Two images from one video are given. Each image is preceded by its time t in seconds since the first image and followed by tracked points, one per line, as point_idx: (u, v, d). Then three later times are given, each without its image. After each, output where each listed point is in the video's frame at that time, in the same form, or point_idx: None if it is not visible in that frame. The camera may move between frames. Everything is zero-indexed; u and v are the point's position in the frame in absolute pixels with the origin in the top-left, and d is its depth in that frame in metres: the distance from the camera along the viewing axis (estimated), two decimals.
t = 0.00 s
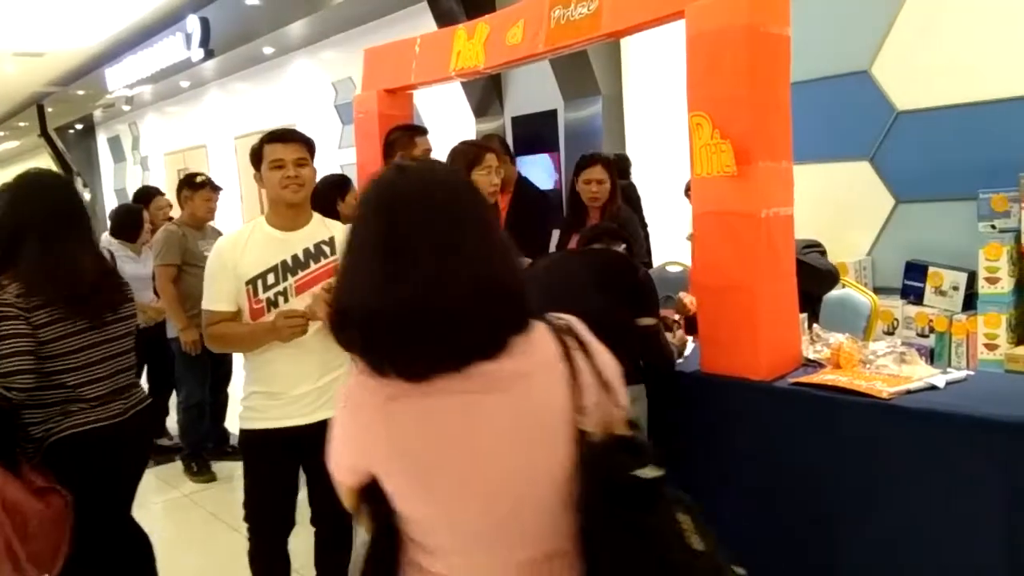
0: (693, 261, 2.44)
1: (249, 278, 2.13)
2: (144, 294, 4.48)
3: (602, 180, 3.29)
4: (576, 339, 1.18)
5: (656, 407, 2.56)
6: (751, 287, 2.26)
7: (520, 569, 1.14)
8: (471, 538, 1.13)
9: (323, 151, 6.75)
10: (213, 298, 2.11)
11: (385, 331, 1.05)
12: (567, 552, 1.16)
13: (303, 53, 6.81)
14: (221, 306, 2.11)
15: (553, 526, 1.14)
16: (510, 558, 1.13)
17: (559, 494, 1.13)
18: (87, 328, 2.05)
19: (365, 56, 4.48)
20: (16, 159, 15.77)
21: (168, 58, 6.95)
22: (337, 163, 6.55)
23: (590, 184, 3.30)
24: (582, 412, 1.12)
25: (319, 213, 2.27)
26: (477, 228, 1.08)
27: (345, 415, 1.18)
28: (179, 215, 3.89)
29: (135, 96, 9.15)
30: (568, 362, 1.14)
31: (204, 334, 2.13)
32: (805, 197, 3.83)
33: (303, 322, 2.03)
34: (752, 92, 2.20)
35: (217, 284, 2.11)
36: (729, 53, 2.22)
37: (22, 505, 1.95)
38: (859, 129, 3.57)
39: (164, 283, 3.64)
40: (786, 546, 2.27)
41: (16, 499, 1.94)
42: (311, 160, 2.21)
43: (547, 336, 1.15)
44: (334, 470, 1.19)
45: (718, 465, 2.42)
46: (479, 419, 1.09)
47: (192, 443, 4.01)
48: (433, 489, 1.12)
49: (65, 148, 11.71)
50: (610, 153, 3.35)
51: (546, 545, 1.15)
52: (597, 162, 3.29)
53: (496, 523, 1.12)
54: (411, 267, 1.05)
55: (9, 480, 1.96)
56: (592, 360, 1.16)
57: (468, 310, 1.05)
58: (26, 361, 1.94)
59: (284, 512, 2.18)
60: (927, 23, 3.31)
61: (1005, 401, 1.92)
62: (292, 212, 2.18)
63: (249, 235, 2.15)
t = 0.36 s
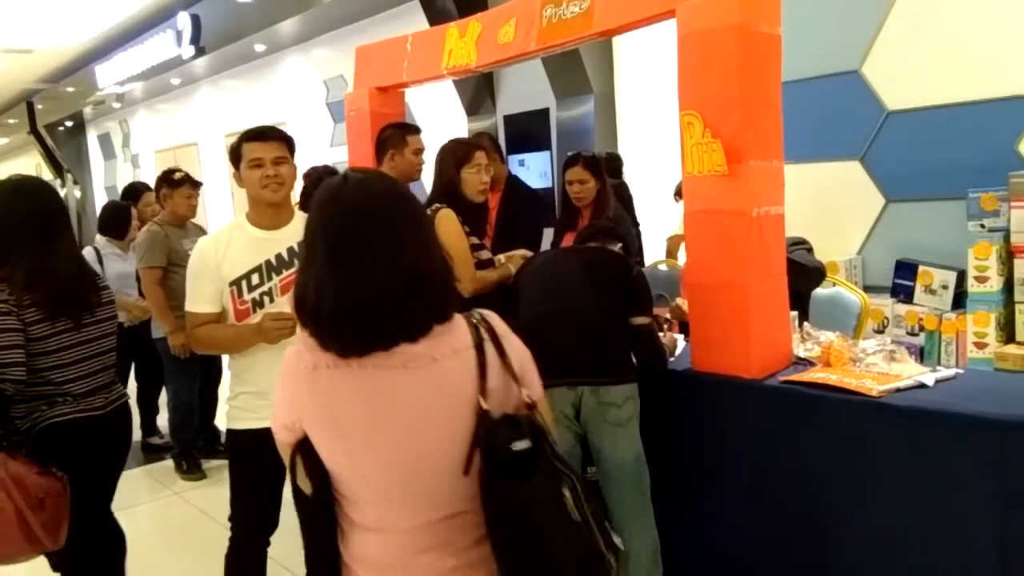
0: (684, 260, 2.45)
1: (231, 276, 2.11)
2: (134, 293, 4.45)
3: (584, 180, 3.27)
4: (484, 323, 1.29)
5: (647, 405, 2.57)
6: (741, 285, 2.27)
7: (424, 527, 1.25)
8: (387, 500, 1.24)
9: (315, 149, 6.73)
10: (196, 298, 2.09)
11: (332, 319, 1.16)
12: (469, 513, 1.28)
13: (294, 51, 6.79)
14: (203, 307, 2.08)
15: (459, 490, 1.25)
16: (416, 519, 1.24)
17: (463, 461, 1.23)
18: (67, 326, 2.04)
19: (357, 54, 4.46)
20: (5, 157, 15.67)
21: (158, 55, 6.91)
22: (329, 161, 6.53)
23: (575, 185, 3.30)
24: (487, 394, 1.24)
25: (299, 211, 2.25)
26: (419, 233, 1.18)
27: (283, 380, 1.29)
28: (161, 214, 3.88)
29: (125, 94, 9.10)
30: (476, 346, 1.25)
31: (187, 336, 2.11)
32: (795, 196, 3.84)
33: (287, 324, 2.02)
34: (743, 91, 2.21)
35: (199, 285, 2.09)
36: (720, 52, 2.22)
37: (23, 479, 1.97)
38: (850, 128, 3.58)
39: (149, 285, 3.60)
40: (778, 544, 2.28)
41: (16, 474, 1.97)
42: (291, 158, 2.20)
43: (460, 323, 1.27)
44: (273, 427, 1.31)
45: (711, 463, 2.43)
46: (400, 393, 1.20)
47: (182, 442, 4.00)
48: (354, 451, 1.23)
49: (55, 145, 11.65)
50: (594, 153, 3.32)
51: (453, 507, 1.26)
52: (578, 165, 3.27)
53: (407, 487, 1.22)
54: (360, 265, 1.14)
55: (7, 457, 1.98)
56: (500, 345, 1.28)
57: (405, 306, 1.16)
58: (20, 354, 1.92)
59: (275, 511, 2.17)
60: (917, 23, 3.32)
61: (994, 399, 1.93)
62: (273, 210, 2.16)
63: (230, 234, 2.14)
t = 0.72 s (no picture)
0: (688, 258, 2.45)
1: (217, 275, 2.06)
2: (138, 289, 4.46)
3: (585, 180, 3.27)
4: (435, 305, 1.37)
5: (651, 403, 2.57)
6: (745, 283, 2.26)
7: (383, 489, 1.30)
8: (353, 465, 1.27)
9: (319, 146, 6.73)
10: (181, 299, 2.04)
11: (298, 310, 1.23)
12: (425, 475, 1.33)
13: (298, 48, 6.79)
14: (189, 307, 2.04)
15: (420, 451, 1.31)
16: (379, 481, 1.29)
17: (424, 425, 1.30)
18: (81, 305, 2.08)
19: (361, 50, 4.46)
20: (10, 153, 15.71)
21: (163, 52, 6.92)
22: (333, 158, 6.53)
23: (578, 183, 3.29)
24: (444, 363, 1.32)
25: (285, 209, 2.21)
26: (377, 228, 1.25)
27: (251, 360, 1.31)
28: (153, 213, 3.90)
29: (129, 90, 9.11)
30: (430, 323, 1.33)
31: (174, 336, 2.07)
32: (800, 193, 3.84)
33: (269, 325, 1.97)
34: (748, 89, 2.20)
35: (184, 285, 2.04)
36: (724, 50, 2.22)
37: (34, 448, 1.97)
38: (856, 126, 3.57)
39: (144, 285, 3.57)
40: (781, 542, 2.28)
41: (29, 443, 1.97)
42: (274, 154, 2.15)
43: (413, 305, 1.33)
44: (245, 408, 1.32)
45: (714, 460, 2.42)
46: (366, 365, 1.26)
47: (185, 438, 4.01)
48: (322, 421, 1.26)
49: (59, 142, 11.68)
50: (597, 151, 3.31)
51: (412, 471, 1.31)
52: (580, 163, 3.26)
53: (375, 450, 1.26)
54: (322, 260, 1.21)
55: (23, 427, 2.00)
56: (452, 322, 1.36)
57: (367, 294, 1.24)
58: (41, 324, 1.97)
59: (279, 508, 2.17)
60: (923, 20, 3.31)
61: (999, 397, 1.92)
62: (257, 209, 2.12)
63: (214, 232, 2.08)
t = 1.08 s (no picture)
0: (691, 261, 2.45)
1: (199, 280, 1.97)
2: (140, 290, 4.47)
3: (586, 185, 3.28)
4: (364, 303, 1.45)
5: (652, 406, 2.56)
6: (747, 287, 2.26)
7: (311, 467, 1.37)
8: (278, 445, 1.35)
9: (320, 147, 6.74)
10: (163, 306, 1.97)
11: (228, 300, 1.31)
12: (354, 457, 1.41)
13: (300, 49, 6.80)
14: (172, 314, 1.97)
15: (345, 436, 1.38)
16: (304, 461, 1.36)
17: (347, 411, 1.37)
18: (53, 306, 2.11)
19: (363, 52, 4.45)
20: (11, 153, 15.71)
21: (165, 53, 6.93)
22: (334, 160, 6.53)
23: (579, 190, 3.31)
24: (365, 356, 1.40)
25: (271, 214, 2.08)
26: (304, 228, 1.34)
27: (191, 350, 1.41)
28: (152, 214, 3.93)
29: (132, 91, 9.12)
30: (354, 318, 1.41)
31: (158, 343, 2.01)
32: (802, 197, 3.85)
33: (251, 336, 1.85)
34: (751, 91, 2.20)
35: (166, 292, 1.97)
36: (727, 52, 2.21)
37: None
38: (857, 129, 3.57)
39: (141, 287, 3.55)
40: (781, 546, 2.27)
41: None
42: (254, 157, 2.00)
43: (342, 306, 1.42)
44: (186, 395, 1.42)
45: (715, 462, 2.42)
46: (290, 354, 1.34)
47: (185, 439, 4.00)
48: (249, 404, 1.34)
49: (61, 143, 11.71)
50: (597, 156, 3.30)
51: (339, 453, 1.39)
52: (580, 168, 3.26)
53: (297, 432, 1.34)
54: (252, 255, 1.31)
55: None
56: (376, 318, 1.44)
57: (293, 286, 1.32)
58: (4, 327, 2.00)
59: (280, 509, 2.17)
60: (926, 23, 3.30)
61: (1000, 401, 1.92)
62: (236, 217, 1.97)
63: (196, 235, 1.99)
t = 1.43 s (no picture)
0: (689, 263, 2.45)
1: (190, 284, 1.97)
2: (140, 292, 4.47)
3: (586, 188, 3.27)
4: (349, 299, 1.56)
5: (652, 407, 2.56)
6: (745, 290, 2.26)
7: (296, 450, 1.50)
8: (266, 429, 1.47)
9: (320, 150, 6.74)
10: (155, 311, 1.97)
11: (224, 290, 1.42)
12: (336, 441, 1.53)
13: (300, 51, 6.80)
14: (162, 318, 1.97)
15: (327, 422, 1.50)
16: (291, 444, 1.49)
17: (331, 398, 1.49)
18: None
19: (363, 54, 4.46)
20: (11, 155, 15.70)
21: (165, 55, 6.93)
22: (334, 162, 6.54)
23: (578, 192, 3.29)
24: (348, 349, 1.52)
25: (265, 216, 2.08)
26: (295, 231, 1.46)
27: (189, 337, 1.53)
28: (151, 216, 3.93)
29: (132, 93, 9.12)
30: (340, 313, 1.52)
31: (151, 346, 2.01)
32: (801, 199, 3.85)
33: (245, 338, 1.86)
34: (750, 93, 2.20)
35: (156, 295, 1.96)
36: (727, 54, 2.22)
37: None
38: (856, 131, 3.58)
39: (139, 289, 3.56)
40: (779, 547, 2.28)
41: None
42: (247, 166, 2.01)
43: (328, 300, 1.53)
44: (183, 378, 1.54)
45: (714, 463, 2.42)
46: (279, 344, 1.45)
47: (184, 441, 4.00)
48: (239, 390, 1.46)
49: (60, 145, 11.71)
50: (597, 158, 3.31)
51: (322, 437, 1.51)
52: (579, 172, 3.27)
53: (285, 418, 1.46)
54: (243, 249, 1.41)
55: None
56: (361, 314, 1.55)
57: (285, 281, 1.43)
58: None
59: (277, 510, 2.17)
60: (925, 26, 3.31)
61: (998, 403, 1.92)
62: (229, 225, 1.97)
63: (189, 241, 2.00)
